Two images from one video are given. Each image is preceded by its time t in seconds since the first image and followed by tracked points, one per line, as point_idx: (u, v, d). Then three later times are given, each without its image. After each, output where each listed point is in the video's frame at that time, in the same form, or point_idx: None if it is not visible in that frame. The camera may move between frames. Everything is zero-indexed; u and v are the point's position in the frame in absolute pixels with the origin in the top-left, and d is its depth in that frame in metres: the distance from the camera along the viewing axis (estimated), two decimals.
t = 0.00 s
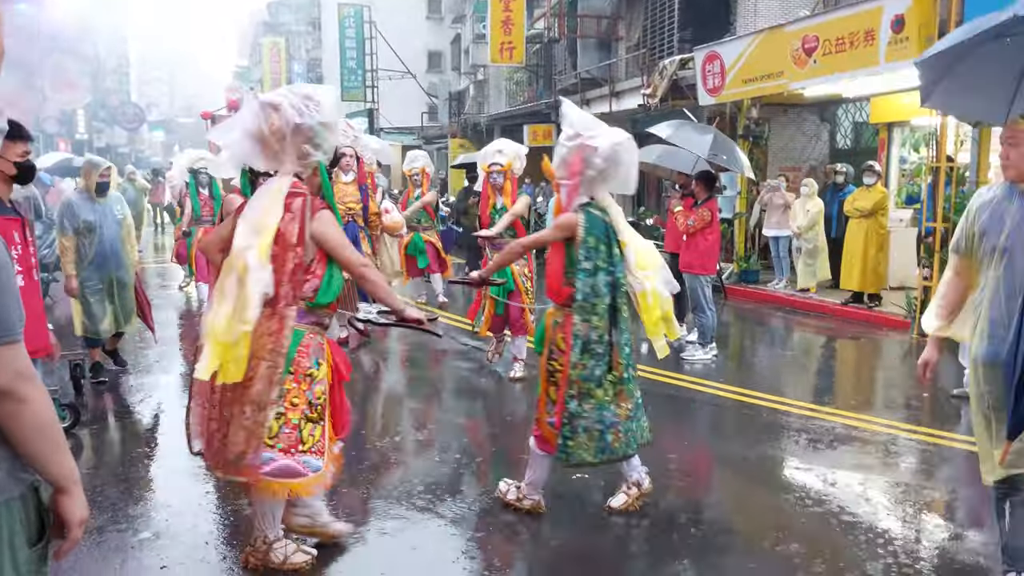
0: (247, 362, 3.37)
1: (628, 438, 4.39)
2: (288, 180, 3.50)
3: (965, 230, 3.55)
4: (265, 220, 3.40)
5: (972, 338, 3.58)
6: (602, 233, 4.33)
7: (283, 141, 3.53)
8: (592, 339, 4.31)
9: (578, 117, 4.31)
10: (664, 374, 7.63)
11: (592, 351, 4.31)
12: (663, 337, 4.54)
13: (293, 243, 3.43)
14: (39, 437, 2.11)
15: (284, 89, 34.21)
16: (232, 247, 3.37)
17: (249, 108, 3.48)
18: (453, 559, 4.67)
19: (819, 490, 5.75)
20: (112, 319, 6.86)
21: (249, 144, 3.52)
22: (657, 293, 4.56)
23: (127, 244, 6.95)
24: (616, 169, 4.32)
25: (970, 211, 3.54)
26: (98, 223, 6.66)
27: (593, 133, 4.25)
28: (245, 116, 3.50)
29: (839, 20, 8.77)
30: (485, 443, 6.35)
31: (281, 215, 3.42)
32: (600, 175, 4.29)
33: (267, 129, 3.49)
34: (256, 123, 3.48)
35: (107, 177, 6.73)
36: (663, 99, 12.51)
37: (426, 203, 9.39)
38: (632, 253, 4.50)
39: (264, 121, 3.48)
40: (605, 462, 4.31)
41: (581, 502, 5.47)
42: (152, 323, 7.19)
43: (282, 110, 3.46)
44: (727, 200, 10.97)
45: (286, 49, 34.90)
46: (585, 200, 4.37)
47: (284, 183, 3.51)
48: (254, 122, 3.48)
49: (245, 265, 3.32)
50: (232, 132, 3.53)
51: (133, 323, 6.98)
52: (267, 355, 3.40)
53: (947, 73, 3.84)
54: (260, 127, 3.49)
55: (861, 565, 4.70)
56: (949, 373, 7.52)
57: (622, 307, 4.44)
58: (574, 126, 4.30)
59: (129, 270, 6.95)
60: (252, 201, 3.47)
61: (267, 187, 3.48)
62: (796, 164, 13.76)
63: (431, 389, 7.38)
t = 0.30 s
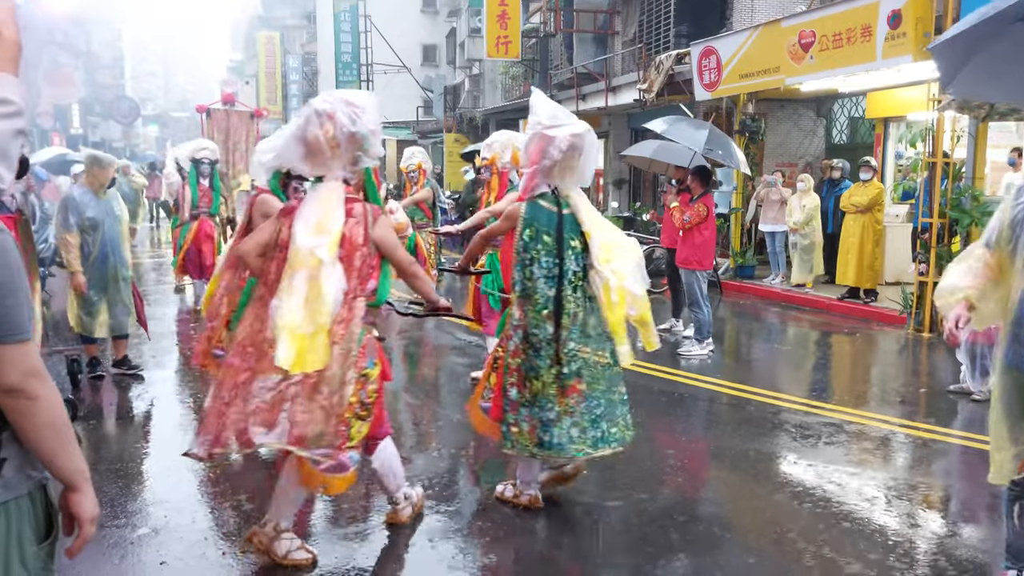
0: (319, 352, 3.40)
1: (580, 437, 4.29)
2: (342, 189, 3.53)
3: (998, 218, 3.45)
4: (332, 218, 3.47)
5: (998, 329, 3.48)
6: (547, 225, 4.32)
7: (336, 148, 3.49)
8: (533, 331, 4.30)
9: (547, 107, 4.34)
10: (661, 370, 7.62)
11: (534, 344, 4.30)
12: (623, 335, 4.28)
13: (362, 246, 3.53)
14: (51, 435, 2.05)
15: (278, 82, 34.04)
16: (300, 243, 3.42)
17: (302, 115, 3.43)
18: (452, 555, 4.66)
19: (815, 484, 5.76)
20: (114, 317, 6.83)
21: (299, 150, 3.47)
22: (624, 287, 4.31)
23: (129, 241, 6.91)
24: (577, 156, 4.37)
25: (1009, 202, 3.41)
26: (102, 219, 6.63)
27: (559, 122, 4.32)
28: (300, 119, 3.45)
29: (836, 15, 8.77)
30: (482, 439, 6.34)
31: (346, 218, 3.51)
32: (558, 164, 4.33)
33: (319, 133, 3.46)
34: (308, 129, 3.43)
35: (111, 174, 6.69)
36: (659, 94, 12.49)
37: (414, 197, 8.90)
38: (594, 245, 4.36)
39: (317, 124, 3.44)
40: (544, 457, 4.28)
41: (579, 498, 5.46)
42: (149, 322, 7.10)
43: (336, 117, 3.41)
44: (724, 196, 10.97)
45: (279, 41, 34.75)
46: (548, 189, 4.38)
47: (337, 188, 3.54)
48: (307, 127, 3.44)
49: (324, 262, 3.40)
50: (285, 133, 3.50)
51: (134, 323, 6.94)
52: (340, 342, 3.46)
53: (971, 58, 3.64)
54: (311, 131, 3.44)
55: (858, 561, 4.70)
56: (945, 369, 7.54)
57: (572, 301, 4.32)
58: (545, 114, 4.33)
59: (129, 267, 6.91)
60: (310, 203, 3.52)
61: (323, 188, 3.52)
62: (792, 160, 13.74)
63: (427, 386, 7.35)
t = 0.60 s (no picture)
0: (395, 350, 3.85)
1: (522, 435, 4.39)
2: (386, 181, 3.89)
3: None
4: (381, 219, 3.77)
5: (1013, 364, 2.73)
6: (512, 224, 4.32)
7: (383, 141, 3.88)
8: (490, 326, 4.38)
9: (525, 114, 4.40)
10: (654, 367, 7.64)
11: (490, 340, 4.39)
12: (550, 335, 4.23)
13: (408, 238, 3.90)
14: (54, 437, 1.99)
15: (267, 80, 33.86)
16: (361, 246, 3.72)
17: (355, 112, 3.80)
18: (450, 555, 4.64)
19: (809, 483, 5.78)
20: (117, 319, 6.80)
21: (353, 143, 3.82)
22: (570, 290, 4.25)
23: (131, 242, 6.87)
24: (549, 159, 4.33)
25: None
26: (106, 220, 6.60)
27: (533, 127, 4.35)
28: (351, 115, 3.82)
29: (829, 15, 8.82)
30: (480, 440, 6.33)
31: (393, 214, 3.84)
32: (530, 166, 4.31)
33: (369, 127, 3.84)
34: (361, 123, 3.81)
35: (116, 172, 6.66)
36: (652, 92, 12.53)
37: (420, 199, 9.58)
38: (556, 246, 4.28)
39: (367, 119, 3.82)
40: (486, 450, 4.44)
41: (577, 498, 5.46)
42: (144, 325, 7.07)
43: (385, 111, 3.81)
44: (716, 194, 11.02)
45: (269, 39, 34.59)
46: (524, 190, 4.34)
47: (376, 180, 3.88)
48: (359, 122, 3.81)
49: (387, 267, 3.76)
50: (336, 127, 3.84)
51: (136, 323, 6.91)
52: (401, 335, 3.88)
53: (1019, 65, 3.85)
54: (363, 126, 3.82)
55: (850, 559, 4.71)
56: (937, 368, 7.59)
57: (531, 301, 4.35)
58: (521, 121, 4.38)
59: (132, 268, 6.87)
60: (356, 201, 3.79)
61: (367, 181, 3.85)
62: (785, 158, 13.78)
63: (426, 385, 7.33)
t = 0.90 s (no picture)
0: (437, 336, 4.39)
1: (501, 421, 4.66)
2: (407, 180, 4.40)
3: None
4: (415, 218, 4.28)
5: None
6: (497, 222, 4.64)
7: (409, 146, 4.42)
8: (480, 319, 4.68)
9: (514, 115, 4.61)
10: (653, 365, 7.62)
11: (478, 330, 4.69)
12: (531, 330, 4.48)
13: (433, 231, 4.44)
14: (63, 437, 2.03)
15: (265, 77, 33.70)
16: (406, 246, 4.20)
17: (388, 119, 4.29)
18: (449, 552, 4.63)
19: (806, 481, 5.77)
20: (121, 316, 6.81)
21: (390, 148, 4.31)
22: (546, 289, 4.47)
23: (137, 239, 6.82)
24: (537, 158, 4.59)
25: None
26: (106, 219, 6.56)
27: (523, 128, 4.57)
28: (383, 124, 4.30)
29: (827, 13, 8.79)
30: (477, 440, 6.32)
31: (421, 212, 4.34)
32: (518, 166, 4.57)
33: (398, 132, 4.35)
34: (396, 130, 4.29)
35: (118, 169, 6.60)
36: (648, 91, 12.50)
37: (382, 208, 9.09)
38: (537, 241, 4.52)
39: (398, 126, 4.32)
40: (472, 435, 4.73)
41: (574, 495, 5.46)
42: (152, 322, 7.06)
43: (414, 118, 4.34)
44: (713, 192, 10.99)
45: (266, 36, 34.48)
46: (511, 189, 4.62)
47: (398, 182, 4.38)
48: (392, 130, 4.30)
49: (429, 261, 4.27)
50: (369, 134, 4.31)
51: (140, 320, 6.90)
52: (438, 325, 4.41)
53: None
54: (396, 133, 4.31)
55: (851, 557, 4.71)
56: (935, 366, 7.58)
57: (515, 294, 4.64)
58: (510, 122, 4.60)
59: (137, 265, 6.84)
60: (391, 203, 4.24)
61: (395, 182, 4.36)
62: (782, 156, 13.74)
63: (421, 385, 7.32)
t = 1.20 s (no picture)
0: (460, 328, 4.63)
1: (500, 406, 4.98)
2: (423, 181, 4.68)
3: None
4: (435, 216, 4.57)
5: None
6: (495, 222, 4.86)
7: (423, 148, 4.67)
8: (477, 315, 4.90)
9: (509, 119, 4.83)
10: (654, 367, 7.57)
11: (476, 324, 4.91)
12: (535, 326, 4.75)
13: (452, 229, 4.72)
14: (73, 443, 2.00)
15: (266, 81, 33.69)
16: (430, 241, 4.48)
17: (403, 122, 4.53)
18: (450, 553, 4.61)
19: (808, 483, 5.74)
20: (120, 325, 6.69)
21: (408, 150, 4.56)
22: (542, 286, 4.78)
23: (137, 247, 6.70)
24: (532, 160, 4.82)
25: None
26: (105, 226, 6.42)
27: (518, 130, 4.78)
28: (400, 128, 4.54)
29: (828, 14, 8.77)
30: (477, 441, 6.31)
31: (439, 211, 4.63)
32: (514, 168, 4.79)
33: (415, 136, 4.60)
34: (413, 134, 4.54)
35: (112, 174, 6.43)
36: (648, 92, 12.46)
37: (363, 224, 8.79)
38: (535, 239, 4.79)
39: (413, 131, 4.58)
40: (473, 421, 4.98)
41: (574, 496, 5.43)
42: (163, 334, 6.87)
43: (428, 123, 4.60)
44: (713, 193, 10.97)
45: (267, 39, 34.48)
46: (507, 189, 4.86)
47: (414, 182, 4.66)
48: (410, 134, 4.55)
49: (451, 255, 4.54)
50: (387, 138, 4.55)
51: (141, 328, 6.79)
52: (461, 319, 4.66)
53: None
54: (413, 137, 4.57)
55: (856, 561, 4.67)
56: (936, 368, 7.55)
57: (512, 289, 4.88)
58: (506, 124, 4.81)
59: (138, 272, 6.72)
60: (414, 204, 4.54)
61: (412, 182, 4.64)
62: (781, 157, 13.72)
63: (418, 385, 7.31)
